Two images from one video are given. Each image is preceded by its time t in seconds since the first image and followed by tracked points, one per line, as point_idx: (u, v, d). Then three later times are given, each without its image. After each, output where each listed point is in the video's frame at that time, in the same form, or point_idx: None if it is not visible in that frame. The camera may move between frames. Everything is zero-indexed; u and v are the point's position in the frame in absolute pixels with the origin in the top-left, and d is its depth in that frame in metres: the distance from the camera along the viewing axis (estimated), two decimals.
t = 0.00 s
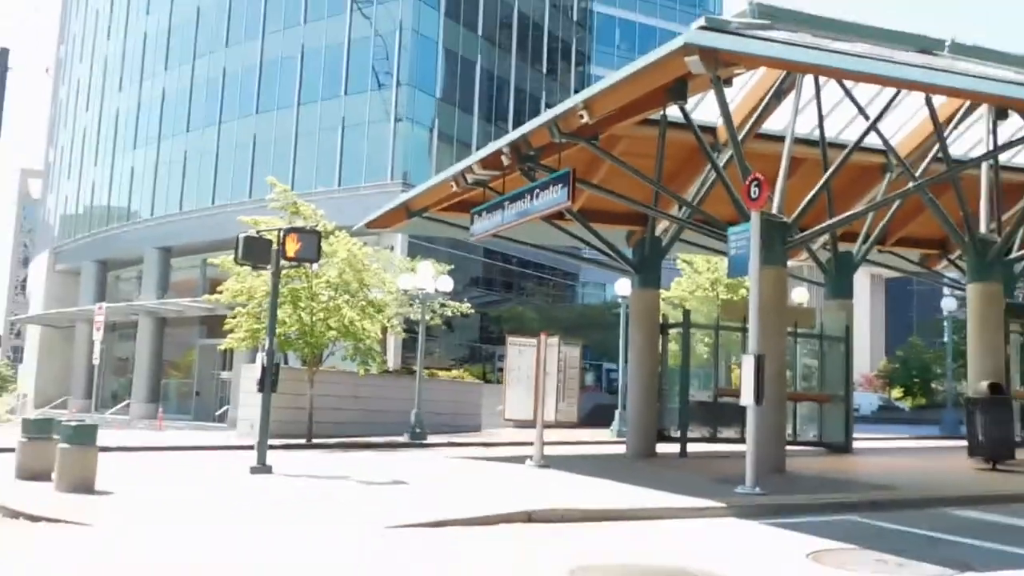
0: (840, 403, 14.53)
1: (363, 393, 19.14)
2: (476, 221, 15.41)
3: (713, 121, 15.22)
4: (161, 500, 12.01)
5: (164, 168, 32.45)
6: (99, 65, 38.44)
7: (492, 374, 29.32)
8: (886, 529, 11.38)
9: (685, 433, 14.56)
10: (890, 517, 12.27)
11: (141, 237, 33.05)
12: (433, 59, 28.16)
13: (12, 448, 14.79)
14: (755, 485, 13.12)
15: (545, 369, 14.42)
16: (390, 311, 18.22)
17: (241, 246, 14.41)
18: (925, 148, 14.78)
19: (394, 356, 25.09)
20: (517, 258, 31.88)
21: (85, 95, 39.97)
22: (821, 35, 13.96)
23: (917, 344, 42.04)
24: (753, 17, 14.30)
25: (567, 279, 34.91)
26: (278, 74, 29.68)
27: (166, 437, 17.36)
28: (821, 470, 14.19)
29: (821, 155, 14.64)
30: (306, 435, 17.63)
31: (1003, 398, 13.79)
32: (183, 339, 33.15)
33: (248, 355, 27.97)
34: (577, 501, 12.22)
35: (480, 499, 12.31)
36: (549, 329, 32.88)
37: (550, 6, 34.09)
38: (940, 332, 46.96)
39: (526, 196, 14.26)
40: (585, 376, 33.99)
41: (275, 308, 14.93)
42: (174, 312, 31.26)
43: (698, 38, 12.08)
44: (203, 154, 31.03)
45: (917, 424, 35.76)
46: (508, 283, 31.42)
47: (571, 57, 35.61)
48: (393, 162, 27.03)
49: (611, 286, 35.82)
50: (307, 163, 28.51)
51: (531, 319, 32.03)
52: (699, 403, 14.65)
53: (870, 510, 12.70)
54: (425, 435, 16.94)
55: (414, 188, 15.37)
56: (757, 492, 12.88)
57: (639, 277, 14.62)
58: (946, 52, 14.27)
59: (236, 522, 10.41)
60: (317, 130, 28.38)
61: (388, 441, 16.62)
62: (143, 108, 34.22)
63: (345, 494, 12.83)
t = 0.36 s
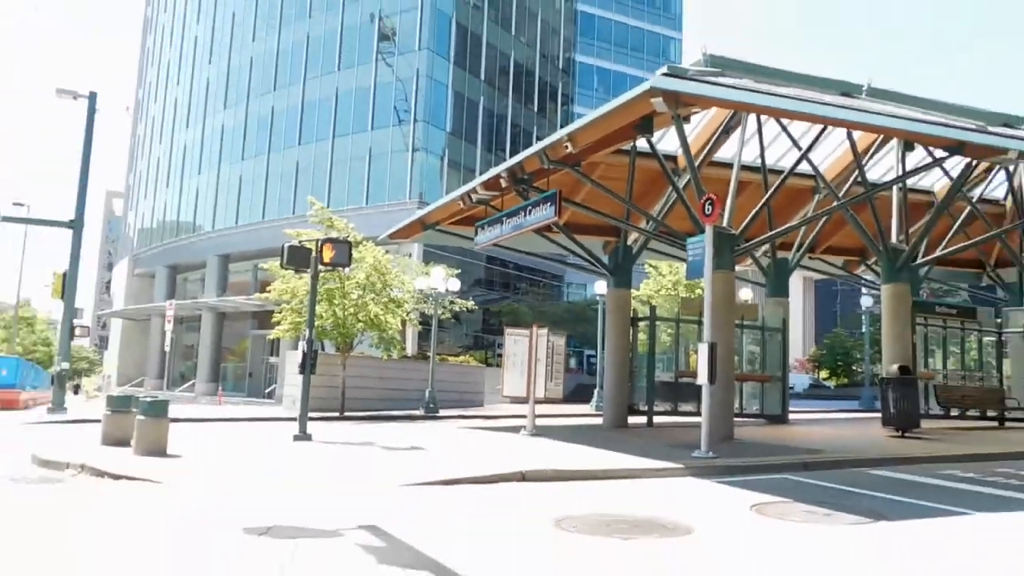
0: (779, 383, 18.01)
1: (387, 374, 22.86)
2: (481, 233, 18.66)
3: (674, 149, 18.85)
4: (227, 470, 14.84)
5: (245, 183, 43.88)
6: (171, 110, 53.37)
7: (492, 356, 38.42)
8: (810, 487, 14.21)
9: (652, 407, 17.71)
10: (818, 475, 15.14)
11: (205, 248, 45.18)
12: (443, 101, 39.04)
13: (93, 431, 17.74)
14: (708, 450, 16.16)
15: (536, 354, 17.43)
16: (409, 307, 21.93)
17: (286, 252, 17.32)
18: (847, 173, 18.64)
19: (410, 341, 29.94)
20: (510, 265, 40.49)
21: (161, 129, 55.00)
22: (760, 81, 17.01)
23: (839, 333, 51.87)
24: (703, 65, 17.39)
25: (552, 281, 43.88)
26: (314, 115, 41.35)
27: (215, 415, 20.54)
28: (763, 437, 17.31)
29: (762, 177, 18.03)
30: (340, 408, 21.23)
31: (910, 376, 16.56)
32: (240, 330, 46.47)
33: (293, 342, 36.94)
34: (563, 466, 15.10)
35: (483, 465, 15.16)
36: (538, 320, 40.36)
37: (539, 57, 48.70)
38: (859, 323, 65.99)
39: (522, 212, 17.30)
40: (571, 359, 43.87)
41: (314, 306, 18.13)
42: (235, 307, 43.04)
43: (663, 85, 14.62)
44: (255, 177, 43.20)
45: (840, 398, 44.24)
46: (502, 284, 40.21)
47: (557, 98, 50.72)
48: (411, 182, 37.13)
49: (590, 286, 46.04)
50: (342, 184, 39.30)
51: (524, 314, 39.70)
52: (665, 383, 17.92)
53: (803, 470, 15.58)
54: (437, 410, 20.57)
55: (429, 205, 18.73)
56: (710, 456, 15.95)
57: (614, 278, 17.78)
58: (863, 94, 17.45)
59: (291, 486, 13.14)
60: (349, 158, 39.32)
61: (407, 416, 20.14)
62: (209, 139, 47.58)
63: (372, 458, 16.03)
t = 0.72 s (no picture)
0: (747, 372, 20.51)
1: (397, 365, 25.22)
2: (481, 238, 20.74)
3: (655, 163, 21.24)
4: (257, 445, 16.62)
5: (268, 194, 47.88)
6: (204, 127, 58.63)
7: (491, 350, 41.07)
8: (776, 463, 15.96)
9: (635, 393, 19.86)
10: (783, 453, 16.95)
11: (235, 251, 49.88)
12: (448, 120, 42.59)
13: (134, 417, 19.65)
14: (684, 433, 17.90)
15: (532, 346, 19.07)
16: (416, 305, 24.47)
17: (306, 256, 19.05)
18: (807, 186, 21.76)
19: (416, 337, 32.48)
20: (508, 265, 43.29)
21: (195, 146, 60.55)
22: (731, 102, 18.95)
23: (802, 329, 54.26)
24: (680, 88, 19.32)
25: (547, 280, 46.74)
26: (330, 132, 45.09)
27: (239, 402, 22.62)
28: (735, 422, 19.32)
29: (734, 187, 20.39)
30: (355, 394, 23.46)
31: (863, 365, 19.20)
32: (264, 326, 50.39)
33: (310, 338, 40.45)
34: (556, 447, 16.91)
35: (485, 447, 16.99)
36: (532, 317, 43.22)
37: (534, 79, 52.48)
38: (817, 318, 67.99)
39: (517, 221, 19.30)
40: (561, 351, 47.08)
41: (331, 303, 20.02)
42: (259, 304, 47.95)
43: (646, 104, 16.01)
44: (278, 189, 47.08)
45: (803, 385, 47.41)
46: (502, 283, 42.76)
47: (550, 117, 54.61)
48: (418, 193, 40.69)
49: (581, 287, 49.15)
50: (356, 195, 42.90)
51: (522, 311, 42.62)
52: (647, 372, 20.03)
53: (771, 448, 17.39)
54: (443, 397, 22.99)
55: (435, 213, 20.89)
56: (686, 438, 17.69)
57: (602, 278, 19.88)
58: (823, 114, 19.72)
59: (317, 463, 14.87)
60: (362, 171, 42.90)
61: (416, 402, 22.33)
62: (236, 156, 51.92)
63: (385, 439, 18.03)
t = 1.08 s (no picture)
0: (749, 373, 20.47)
1: (397, 365, 25.11)
2: (482, 237, 20.63)
3: (656, 163, 21.16)
4: (256, 444, 16.51)
5: (268, 194, 47.74)
6: (204, 126, 58.44)
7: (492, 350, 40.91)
8: (779, 464, 15.82)
9: (636, 393, 19.73)
10: (786, 454, 16.83)
11: (234, 250, 49.69)
12: (448, 119, 42.48)
13: (132, 417, 19.55)
14: (685, 433, 17.77)
15: (531, 347, 19.05)
16: (416, 304, 24.47)
17: (305, 255, 19.00)
18: (810, 185, 21.73)
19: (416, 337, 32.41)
20: (510, 265, 43.14)
21: (195, 144, 60.41)
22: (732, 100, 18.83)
23: (804, 329, 54.38)
24: (681, 86, 19.18)
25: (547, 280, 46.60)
26: (330, 131, 44.94)
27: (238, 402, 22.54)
28: (737, 423, 19.20)
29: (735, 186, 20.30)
30: (355, 395, 23.35)
31: (865, 366, 19.21)
32: (264, 325, 50.12)
33: (310, 338, 40.47)
34: (557, 448, 16.79)
35: (485, 447, 16.87)
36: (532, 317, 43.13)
37: (535, 79, 52.30)
38: (818, 318, 67.86)
39: (517, 220, 19.13)
40: (562, 351, 47.07)
41: (331, 303, 19.86)
42: (258, 304, 47.84)
43: (649, 104, 15.81)
44: (278, 188, 46.92)
45: (804, 385, 47.26)
46: (502, 282, 42.67)
47: (551, 116, 54.44)
48: (419, 192, 40.53)
49: (582, 286, 49.01)
50: (357, 194, 42.77)
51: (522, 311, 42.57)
52: (648, 371, 19.88)
53: (773, 449, 17.26)
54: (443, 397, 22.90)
55: (436, 212, 20.81)
56: (687, 438, 17.57)
57: (602, 279, 19.73)
58: (825, 113, 19.62)
59: (316, 464, 14.77)
60: (362, 170, 42.81)
61: (415, 403, 22.19)
62: (235, 156, 51.80)
63: (384, 440, 17.90)
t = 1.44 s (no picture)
0: (750, 372, 20.47)
1: (398, 365, 25.11)
2: (483, 237, 20.62)
3: (657, 161, 21.17)
4: (257, 444, 16.49)
5: (268, 193, 47.75)
6: (204, 125, 58.47)
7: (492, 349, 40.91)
8: (779, 464, 15.81)
9: (637, 392, 19.74)
10: (786, 453, 16.81)
11: (235, 250, 49.73)
12: (448, 119, 42.50)
13: (133, 417, 19.54)
14: (686, 433, 17.74)
15: (532, 347, 19.08)
16: (416, 304, 24.47)
17: (306, 254, 18.98)
18: (811, 184, 21.74)
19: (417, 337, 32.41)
20: (510, 264, 43.15)
21: (196, 144, 60.44)
22: (733, 99, 18.83)
23: (804, 328, 54.31)
24: (682, 85, 19.19)
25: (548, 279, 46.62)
26: (330, 130, 44.94)
27: (238, 402, 22.53)
28: (737, 422, 19.17)
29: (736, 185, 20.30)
30: (356, 395, 23.34)
31: (866, 365, 19.22)
32: (264, 324, 50.13)
33: (310, 337, 40.48)
34: (557, 447, 16.77)
35: (486, 447, 16.86)
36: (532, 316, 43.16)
37: (535, 78, 52.27)
38: (819, 317, 67.82)
39: (518, 219, 19.09)
40: (562, 351, 47.07)
41: (331, 303, 19.83)
42: (259, 304, 47.88)
43: (649, 103, 15.81)
44: (279, 187, 46.94)
45: (805, 384, 47.29)
46: (502, 282, 42.69)
47: (551, 116, 54.41)
48: (420, 191, 40.54)
49: (582, 285, 49.01)
50: (357, 193, 42.76)
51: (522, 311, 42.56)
52: (649, 371, 19.89)
53: (774, 448, 17.25)
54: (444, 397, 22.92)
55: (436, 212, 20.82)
56: (688, 438, 17.54)
57: (603, 278, 19.71)
58: (827, 112, 19.62)
59: (317, 463, 14.76)
60: (362, 170, 42.80)
61: (416, 402, 22.19)
62: (235, 155, 51.83)
63: (385, 439, 17.89)
